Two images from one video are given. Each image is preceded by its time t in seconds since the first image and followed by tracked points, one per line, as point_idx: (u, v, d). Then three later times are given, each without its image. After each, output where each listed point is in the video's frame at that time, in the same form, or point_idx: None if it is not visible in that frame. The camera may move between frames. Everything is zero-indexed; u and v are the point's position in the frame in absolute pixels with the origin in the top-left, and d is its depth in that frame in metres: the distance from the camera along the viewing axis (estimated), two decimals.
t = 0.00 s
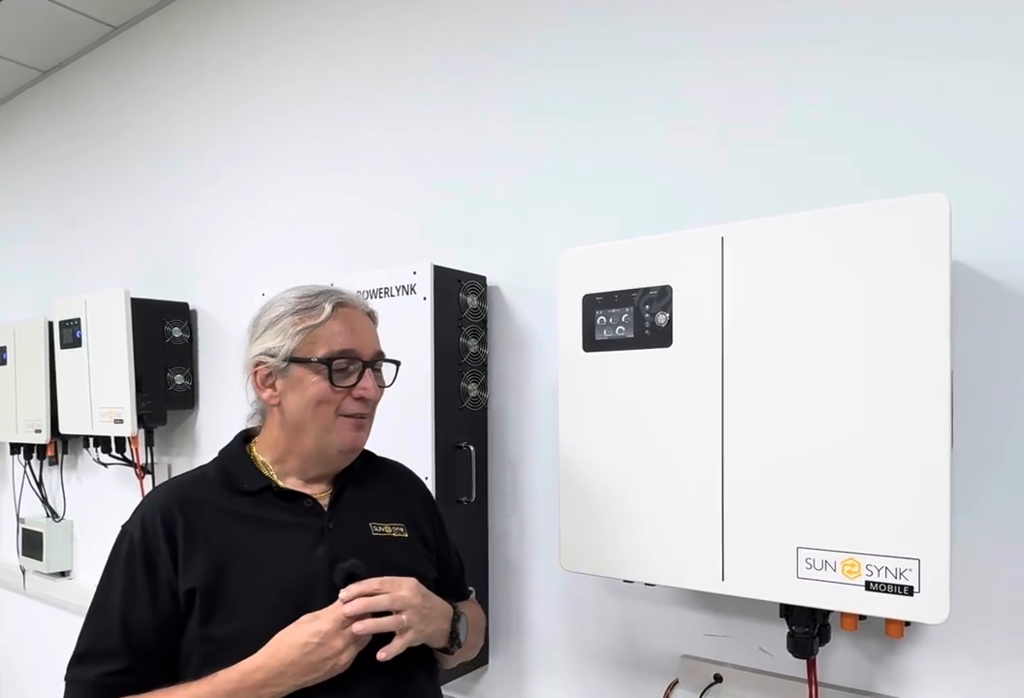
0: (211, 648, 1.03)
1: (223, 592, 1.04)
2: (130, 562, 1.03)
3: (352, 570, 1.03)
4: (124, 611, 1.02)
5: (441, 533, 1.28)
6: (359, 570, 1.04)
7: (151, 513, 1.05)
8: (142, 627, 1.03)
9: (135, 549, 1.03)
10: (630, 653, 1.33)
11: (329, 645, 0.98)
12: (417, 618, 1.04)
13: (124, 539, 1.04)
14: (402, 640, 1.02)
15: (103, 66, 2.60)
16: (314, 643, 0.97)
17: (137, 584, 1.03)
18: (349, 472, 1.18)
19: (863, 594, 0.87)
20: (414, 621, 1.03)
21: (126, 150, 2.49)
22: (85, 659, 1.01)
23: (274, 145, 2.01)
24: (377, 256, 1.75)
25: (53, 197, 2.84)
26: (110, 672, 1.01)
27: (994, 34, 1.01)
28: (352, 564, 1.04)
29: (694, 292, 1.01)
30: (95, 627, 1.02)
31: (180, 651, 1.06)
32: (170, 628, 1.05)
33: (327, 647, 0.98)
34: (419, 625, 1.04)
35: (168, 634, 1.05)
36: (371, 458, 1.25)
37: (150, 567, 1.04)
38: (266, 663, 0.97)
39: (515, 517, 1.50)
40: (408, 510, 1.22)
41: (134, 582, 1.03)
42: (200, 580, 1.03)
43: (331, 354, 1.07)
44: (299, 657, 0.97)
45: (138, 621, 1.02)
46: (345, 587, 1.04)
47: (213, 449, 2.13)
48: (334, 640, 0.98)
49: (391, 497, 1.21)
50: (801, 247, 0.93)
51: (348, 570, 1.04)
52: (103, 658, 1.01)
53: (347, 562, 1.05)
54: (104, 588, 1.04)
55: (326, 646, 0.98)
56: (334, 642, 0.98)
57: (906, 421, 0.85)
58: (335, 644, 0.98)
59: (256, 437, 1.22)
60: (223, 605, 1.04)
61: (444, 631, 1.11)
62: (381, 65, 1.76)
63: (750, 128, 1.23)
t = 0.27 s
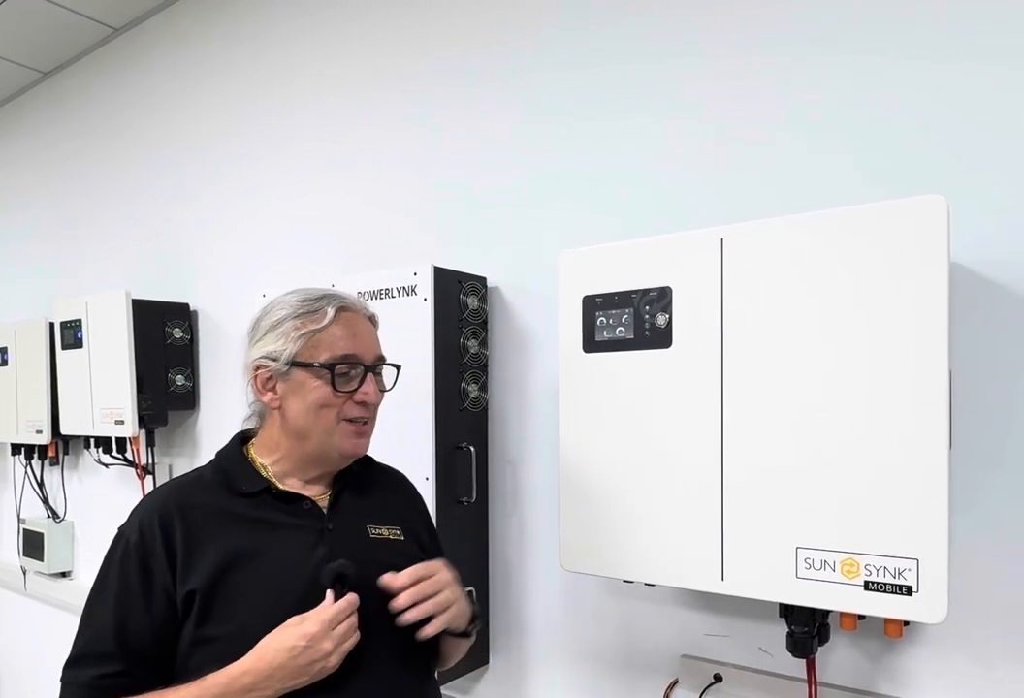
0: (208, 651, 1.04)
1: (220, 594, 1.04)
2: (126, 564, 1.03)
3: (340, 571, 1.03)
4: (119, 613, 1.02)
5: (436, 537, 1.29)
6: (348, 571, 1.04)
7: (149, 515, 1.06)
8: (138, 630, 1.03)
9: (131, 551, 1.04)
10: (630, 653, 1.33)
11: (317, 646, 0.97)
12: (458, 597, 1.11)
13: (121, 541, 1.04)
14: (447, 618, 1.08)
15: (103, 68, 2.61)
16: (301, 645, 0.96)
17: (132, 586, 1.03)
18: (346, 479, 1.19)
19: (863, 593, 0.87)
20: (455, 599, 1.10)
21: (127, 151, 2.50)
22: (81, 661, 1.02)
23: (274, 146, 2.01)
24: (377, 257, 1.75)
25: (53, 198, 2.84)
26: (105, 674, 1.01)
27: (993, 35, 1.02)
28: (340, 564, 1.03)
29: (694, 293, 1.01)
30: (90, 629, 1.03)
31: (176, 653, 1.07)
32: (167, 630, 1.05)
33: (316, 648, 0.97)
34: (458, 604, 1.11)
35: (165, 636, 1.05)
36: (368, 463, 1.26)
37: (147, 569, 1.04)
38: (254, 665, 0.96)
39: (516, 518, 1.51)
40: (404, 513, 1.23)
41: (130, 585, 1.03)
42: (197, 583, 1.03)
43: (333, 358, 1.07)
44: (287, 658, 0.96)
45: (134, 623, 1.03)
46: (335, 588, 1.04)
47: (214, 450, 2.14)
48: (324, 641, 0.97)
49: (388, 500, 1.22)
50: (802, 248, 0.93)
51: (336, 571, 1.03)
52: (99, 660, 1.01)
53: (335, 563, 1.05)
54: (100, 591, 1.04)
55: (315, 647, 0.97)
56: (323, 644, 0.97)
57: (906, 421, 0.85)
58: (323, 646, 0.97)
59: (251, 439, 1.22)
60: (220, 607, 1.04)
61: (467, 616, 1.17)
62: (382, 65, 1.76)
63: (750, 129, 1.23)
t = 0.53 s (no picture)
0: (204, 654, 1.04)
1: (218, 596, 1.04)
2: (122, 566, 1.03)
3: (335, 578, 1.05)
4: (114, 617, 1.01)
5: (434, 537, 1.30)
6: (343, 577, 1.06)
7: (146, 518, 1.06)
8: (134, 633, 1.02)
9: (128, 553, 1.03)
10: (631, 653, 1.33)
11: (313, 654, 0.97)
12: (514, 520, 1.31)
13: (117, 543, 1.04)
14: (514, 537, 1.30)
15: (104, 68, 2.61)
16: (299, 653, 0.96)
17: (128, 589, 1.02)
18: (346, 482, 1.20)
19: (863, 593, 0.87)
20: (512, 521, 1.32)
21: (127, 151, 2.50)
22: (74, 665, 1.01)
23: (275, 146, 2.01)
24: (378, 257, 1.75)
25: (54, 198, 2.85)
26: (98, 678, 1.00)
27: (994, 36, 1.02)
28: (336, 571, 1.05)
29: (695, 293, 1.01)
30: (84, 632, 1.02)
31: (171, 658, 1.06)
32: (162, 634, 1.05)
33: (312, 656, 0.97)
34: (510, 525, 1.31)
35: (160, 640, 1.05)
36: (365, 464, 1.27)
37: (144, 572, 1.04)
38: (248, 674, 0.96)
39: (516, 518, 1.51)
40: (402, 514, 1.24)
41: (126, 588, 1.02)
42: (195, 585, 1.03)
43: (331, 366, 1.07)
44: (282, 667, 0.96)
45: (129, 626, 1.02)
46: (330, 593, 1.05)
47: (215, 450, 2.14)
48: (320, 649, 0.98)
49: (385, 500, 1.23)
50: (803, 248, 0.93)
51: (331, 577, 1.05)
52: (93, 664, 1.00)
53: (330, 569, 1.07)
54: (95, 593, 1.04)
55: (313, 654, 0.97)
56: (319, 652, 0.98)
57: (908, 421, 0.85)
58: (320, 653, 0.97)
59: (247, 441, 1.22)
60: (217, 610, 1.04)
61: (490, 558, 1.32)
62: (383, 66, 1.77)
63: (750, 130, 1.23)
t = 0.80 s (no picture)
0: (202, 655, 1.04)
1: (216, 598, 1.04)
2: (119, 567, 1.03)
3: (335, 583, 1.05)
4: (110, 618, 1.01)
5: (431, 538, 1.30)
6: (343, 583, 1.06)
7: (144, 519, 1.06)
8: (131, 634, 1.02)
9: (125, 554, 1.03)
10: (631, 653, 1.34)
11: (312, 659, 0.97)
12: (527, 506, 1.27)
13: (115, 545, 1.04)
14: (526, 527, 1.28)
15: (104, 69, 2.61)
16: (298, 658, 0.96)
17: (124, 591, 1.02)
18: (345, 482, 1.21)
19: (861, 593, 0.88)
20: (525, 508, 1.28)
21: (128, 152, 2.50)
22: (69, 666, 1.01)
23: (275, 147, 2.02)
24: (378, 257, 1.76)
25: (54, 199, 2.85)
26: (93, 680, 1.00)
27: (993, 36, 1.02)
28: (335, 576, 1.05)
29: (694, 294, 1.02)
30: (79, 633, 1.01)
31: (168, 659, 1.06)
32: (159, 635, 1.05)
33: (311, 660, 0.97)
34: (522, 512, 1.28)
35: (157, 641, 1.05)
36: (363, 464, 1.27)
37: (141, 573, 1.04)
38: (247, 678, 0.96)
39: (515, 518, 1.51)
40: (399, 514, 1.24)
41: (123, 589, 1.02)
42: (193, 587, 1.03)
43: (330, 375, 1.07)
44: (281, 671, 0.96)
45: (127, 627, 1.02)
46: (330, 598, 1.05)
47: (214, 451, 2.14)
48: (319, 654, 0.98)
49: (383, 501, 1.23)
50: (802, 248, 0.93)
51: (331, 581, 1.05)
52: (88, 665, 1.00)
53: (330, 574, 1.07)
54: (91, 595, 1.03)
55: (311, 659, 0.97)
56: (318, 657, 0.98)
57: (908, 421, 0.85)
58: (319, 659, 0.98)
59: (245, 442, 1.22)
60: (216, 612, 1.04)
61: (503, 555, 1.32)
62: (383, 66, 1.77)
63: (750, 131, 1.24)
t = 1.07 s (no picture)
0: (205, 653, 1.04)
1: (221, 596, 1.05)
2: (127, 562, 1.04)
3: (338, 585, 1.04)
4: (119, 611, 1.02)
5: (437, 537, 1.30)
6: (347, 584, 1.04)
7: (152, 514, 1.06)
8: (137, 629, 1.03)
9: (133, 548, 1.04)
10: (631, 654, 1.34)
11: (315, 661, 0.97)
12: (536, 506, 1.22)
13: (124, 539, 1.05)
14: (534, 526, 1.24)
15: (104, 69, 2.62)
16: (301, 660, 0.96)
17: (132, 585, 1.03)
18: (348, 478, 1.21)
19: (860, 593, 0.88)
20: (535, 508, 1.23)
21: (128, 151, 2.51)
22: (77, 658, 1.02)
23: (275, 147, 2.02)
24: (377, 257, 1.76)
25: (54, 198, 2.85)
26: (100, 673, 1.01)
27: (993, 37, 1.03)
28: (339, 578, 1.04)
29: (693, 294, 1.02)
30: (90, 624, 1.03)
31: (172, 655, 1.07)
32: (164, 631, 1.05)
33: (314, 663, 0.97)
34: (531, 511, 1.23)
35: (162, 637, 1.05)
36: (370, 462, 1.27)
37: (148, 568, 1.05)
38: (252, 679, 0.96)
39: (516, 518, 1.51)
40: (404, 515, 1.24)
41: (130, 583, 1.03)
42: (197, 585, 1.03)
43: (308, 345, 1.08)
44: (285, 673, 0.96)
45: (132, 622, 1.03)
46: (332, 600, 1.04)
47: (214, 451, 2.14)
48: (323, 657, 0.98)
49: (389, 500, 1.23)
50: (802, 248, 0.93)
51: (335, 583, 1.04)
52: (95, 658, 1.01)
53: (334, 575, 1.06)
54: (101, 588, 1.05)
55: (315, 662, 0.97)
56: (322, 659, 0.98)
57: (907, 422, 0.85)
58: (322, 661, 0.97)
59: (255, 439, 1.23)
60: (219, 610, 1.04)
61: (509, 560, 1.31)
62: (383, 66, 1.77)
63: (749, 131, 1.24)
